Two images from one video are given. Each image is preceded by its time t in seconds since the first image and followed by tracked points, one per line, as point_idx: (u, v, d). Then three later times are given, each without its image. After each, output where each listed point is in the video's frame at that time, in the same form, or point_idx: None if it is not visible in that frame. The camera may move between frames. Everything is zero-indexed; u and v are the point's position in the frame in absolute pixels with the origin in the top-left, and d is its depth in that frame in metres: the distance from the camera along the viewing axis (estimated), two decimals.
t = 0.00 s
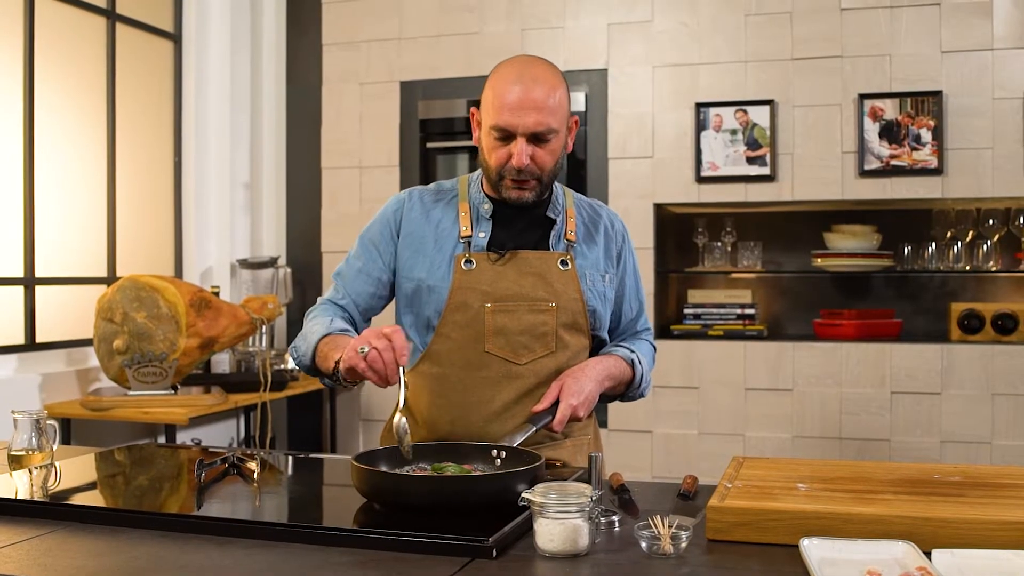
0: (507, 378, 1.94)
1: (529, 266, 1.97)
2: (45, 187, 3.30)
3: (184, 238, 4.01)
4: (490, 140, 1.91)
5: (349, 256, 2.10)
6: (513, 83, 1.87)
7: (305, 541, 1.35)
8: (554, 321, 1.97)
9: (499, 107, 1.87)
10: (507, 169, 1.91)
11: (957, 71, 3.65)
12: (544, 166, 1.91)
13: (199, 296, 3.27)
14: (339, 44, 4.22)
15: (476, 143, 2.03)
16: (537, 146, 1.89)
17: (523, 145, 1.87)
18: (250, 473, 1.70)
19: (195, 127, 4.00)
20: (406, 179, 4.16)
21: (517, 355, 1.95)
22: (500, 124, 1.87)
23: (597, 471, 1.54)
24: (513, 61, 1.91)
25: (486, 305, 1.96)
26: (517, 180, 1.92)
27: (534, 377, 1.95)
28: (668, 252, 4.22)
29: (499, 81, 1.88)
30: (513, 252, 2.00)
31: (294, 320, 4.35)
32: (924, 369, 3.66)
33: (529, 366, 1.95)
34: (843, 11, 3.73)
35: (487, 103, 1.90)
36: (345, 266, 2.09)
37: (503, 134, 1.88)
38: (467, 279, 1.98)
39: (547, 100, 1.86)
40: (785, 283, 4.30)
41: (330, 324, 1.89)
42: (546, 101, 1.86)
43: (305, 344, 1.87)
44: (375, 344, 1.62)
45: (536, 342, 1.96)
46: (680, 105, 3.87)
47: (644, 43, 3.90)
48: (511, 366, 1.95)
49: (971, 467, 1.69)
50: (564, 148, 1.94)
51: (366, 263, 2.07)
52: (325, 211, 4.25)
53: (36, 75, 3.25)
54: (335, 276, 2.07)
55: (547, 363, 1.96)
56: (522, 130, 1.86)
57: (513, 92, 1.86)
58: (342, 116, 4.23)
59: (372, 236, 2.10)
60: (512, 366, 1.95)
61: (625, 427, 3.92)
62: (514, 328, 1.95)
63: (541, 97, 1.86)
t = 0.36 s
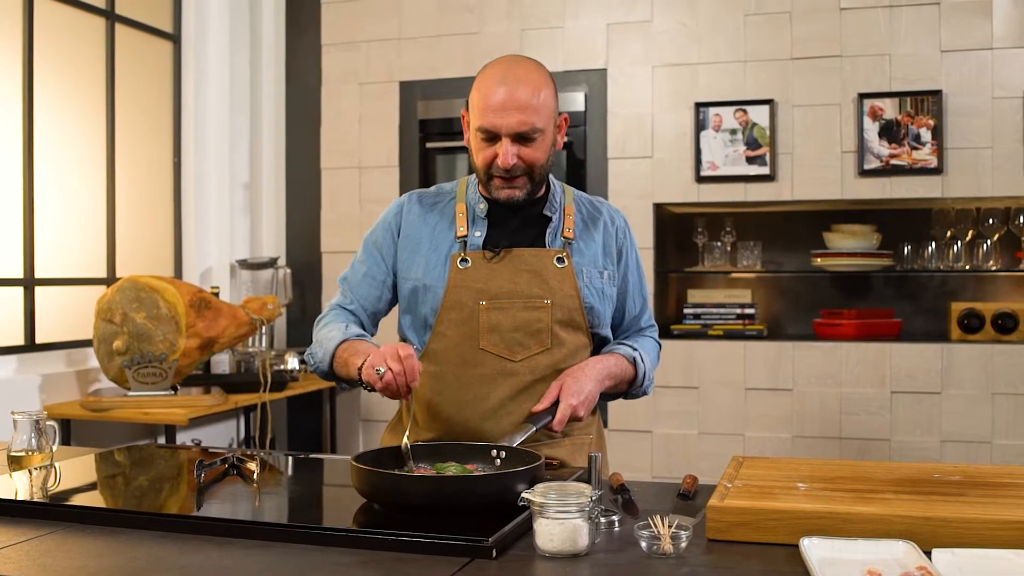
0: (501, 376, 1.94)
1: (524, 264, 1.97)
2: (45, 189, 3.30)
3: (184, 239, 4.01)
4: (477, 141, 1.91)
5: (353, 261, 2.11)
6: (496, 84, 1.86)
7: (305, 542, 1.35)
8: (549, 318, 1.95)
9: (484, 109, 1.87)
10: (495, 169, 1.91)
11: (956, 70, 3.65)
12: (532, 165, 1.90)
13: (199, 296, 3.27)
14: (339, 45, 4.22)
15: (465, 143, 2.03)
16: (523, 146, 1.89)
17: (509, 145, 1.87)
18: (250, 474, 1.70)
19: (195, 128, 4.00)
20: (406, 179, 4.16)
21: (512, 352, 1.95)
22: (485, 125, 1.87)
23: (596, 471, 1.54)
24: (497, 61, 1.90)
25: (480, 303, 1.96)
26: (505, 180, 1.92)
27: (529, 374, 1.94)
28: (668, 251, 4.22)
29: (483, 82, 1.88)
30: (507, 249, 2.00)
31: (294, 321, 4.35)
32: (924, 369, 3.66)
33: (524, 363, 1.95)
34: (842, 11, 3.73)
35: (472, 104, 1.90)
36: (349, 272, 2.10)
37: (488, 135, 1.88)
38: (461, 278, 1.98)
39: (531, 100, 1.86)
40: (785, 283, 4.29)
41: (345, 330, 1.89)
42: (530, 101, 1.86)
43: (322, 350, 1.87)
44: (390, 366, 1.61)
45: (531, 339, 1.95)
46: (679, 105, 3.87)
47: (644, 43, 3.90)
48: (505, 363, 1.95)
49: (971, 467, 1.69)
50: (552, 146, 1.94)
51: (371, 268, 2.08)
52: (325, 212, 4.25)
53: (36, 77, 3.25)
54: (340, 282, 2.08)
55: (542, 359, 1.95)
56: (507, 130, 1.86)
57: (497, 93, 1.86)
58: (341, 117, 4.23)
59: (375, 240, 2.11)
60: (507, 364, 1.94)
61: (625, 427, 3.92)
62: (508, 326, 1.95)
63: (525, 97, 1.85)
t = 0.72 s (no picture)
0: (501, 375, 1.94)
1: (525, 264, 1.98)
2: (45, 189, 3.30)
3: (183, 238, 4.01)
4: (487, 142, 1.91)
5: (360, 260, 2.09)
6: (514, 88, 1.86)
7: (305, 542, 1.35)
8: (549, 318, 1.95)
9: (498, 111, 1.86)
10: (502, 171, 1.91)
11: (956, 70, 3.65)
12: (540, 171, 1.91)
13: (199, 296, 3.28)
14: (338, 44, 4.22)
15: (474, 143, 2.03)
16: (534, 151, 1.89)
17: (520, 149, 1.87)
18: (249, 474, 1.70)
19: (195, 128, 4.00)
20: (405, 179, 4.16)
21: (511, 352, 1.94)
22: (498, 128, 1.86)
23: (596, 471, 1.54)
24: (516, 64, 1.89)
25: (481, 302, 1.97)
26: (512, 183, 1.92)
27: (529, 374, 1.94)
28: (668, 252, 4.22)
29: (500, 84, 1.87)
30: (509, 249, 2.01)
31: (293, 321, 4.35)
32: (923, 369, 3.66)
33: (523, 363, 1.94)
34: (842, 11, 3.73)
35: (486, 104, 1.89)
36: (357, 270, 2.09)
37: (500, 138, 1.88)
38: (462, 277, 1.99)
39: (546, 107, 1.86)
40: (784, 283, 4.29)
41: (358, 328, 1.87)
42: (546, 108, 1.85)
43: (335, 350, 1.85)
44: (408, 354, 1.59)
45: (531, 339, 1.95)
46: (679, 105, 3.87)
47: (644, 43, 3.89)
48: (505, 363, 1.94)
49: (970, 466, 1.69)
50: (561, 153, 1.94)
51: (378, 266, 2.07)
52: (324, 212, 4.25)
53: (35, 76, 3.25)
54: (349, 279, 2.07)
55: (542, 359, 1.94)
56: (519, 135, 1.85)
57: (513, 97, 1.85)
58: (341, 117, 4.23)
59: (382, 238, 2.10)
60: (506, 363, 1.94)
61: (624, 427, 3.92)
62: (508, 325, 1.95)
63: (541, 104, 1.85)
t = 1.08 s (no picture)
0: (503, 377, 1.94)
1: (528, 265, 1.98)
2: (44, 190, 3.30)
3: (182, 239, 4.01)
4: (510, 143, 1.88)
5: (362, 250, 2.07)
6: (543, 92, 1.83)
7: (304, 542, 1.35)
8: (553, 320, 1.97)
9: (525, 114, 1.84)
10: (522, 173, 1.89)
11: (955, 70, 3.66)
12: (560, 175, 1.90)
13: (198, 296, 3.28)
14: (337, 45, 4.23)
15: (490, 141, 2.00)
16: (556, 156, 1.88)
17: (544, 154, 1.85)
18: (249, 474, 1.70)
19: (194, 128, 4.00)
20: (404, 179, 4.17)
21: (514, 353, 1.95)
22: (524, 131, 1.84)
23: (595, 471, 1.54)
24: (544, 67, 1.87)
25: (484, 302, 1.96)
26: (530, 186, 1.91)
27: (531, 376, 1.95)
28: (667, 252, 4.23)
29: (528, 86, 1.84)
30: (513, 250, 2.00)
31: (293, 322, 4.35)
32: (923, 369, 3.67)
33: (526, 365, 1.95)
34: (841, 11, 3.74)
35: (511, 105, 1.86)
36: (359, 261, 2.06)
37: (524, 140, 1.85)
38: (466, 276, 1.99)
39: (574, 113, 1.84)
40: (783, 283, 4.30)
41: (362, 324, 1.84)
42: (573, 113, 1.84)
43: (335, 342, 1.82)
44: (409, 369, 1.59)
45: (534, 341, 1.96)
46: (678, 105, 3.88)
47: (643, 43, 3.90)
48: (508, 364, 1.95)
49: (969, 466, 1.69)
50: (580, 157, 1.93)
51: (378, 259, 2.05)
52: (323, 213, 4.25)
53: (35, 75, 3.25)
54: (351, 271, 2.04)
55: (545, 361, 1.96)
56: (546, 140, 1.84)
57: (541, 99, 1.83)
58: (340, 117, 4.23)
59: (384, 230, 2.08)
60: (508, 365, 1.95)
61: (623, 427, 3.92)
62: (511, 326, 1.95)
63: (569, 109, 1.83)
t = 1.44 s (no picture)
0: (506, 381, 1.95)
1: (531, 268, 1.98)
2: (43, 189, 3.30)
3: (182, 239, 4.01)
4: (516, 155, 1.86)
5: (370, 244, 2.00)
6: (552, 106, 1.80)
7: (304, 542, 1.35)
8: (555, 324, 1.98)
9: (532, 128, 1.81)
10: (528, 185, 1.88)
11: (954, 71, 3.66)
12: (567, 186, 1.89)
13: (197, 296, 3.28)
14: (337, 45, 4.23)
15: (496, 146, 1.98)
16: (563, 168, 1.86)
17: (552, 167, 1.84)
18: (248, 474, 1.70)
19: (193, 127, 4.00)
20: (404, 179, 4.17)
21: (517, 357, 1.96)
22: (532, 145, 1.82)
23: (595, 471, 1.54)
24: (552, 76, 1.83)
25: (487, 305, 1.97)
26: (537, 196, 1.90)
27: (534, 379, 1.97)
28: (667, 252, 4.22)
29: (536, 98, 1.81)
30: (516, 253, 2.00)
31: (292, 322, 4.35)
32: (922, 369, 3.67)
33: (529, 368, 1.97)
34: (841, 11, 3.74)
35: (519, 117, 1.83)
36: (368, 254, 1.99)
37: (532, 154, 1.83)
38: (469, 279, 1.98)
39: (583, 127, 1.81)
40: (783, 283, 4.30)
41: (392, 321, 1.78)
42: (582, 127, 1.81)
43: (363, 340, 1.76)
44: (488, 374, 1.55)
45: (537, 344, 1.97)
46: (678, 105, 3.88)
47: (643, 43, 3.90)
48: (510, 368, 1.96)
49: (969, 466, 1.69)
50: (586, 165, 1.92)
51: (392, 254, 1.99)
52: (323, 213, 4.25)
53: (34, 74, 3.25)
54: (361, 265, 1.96)
55: (547, 365, 1.98)
56: (554, 154, 1.82)
57: (548, 114, 1.80)
58: (339, 117, 4.23)
59: (392, 225, 2.02)
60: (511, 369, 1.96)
61: (623, 428, 3.92)
62: (514, 330, 1.96)
63: (578, 122, 1.81)
